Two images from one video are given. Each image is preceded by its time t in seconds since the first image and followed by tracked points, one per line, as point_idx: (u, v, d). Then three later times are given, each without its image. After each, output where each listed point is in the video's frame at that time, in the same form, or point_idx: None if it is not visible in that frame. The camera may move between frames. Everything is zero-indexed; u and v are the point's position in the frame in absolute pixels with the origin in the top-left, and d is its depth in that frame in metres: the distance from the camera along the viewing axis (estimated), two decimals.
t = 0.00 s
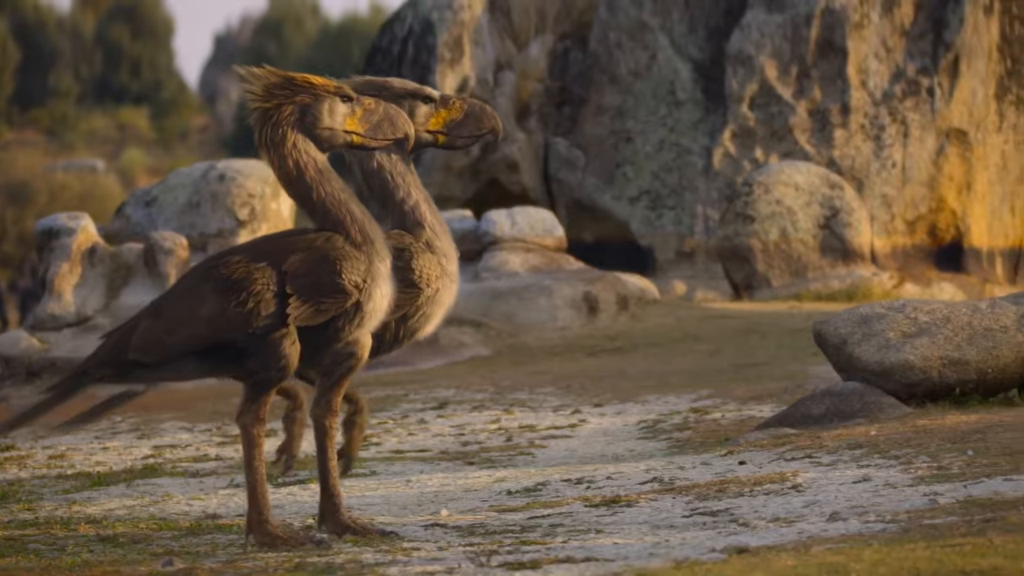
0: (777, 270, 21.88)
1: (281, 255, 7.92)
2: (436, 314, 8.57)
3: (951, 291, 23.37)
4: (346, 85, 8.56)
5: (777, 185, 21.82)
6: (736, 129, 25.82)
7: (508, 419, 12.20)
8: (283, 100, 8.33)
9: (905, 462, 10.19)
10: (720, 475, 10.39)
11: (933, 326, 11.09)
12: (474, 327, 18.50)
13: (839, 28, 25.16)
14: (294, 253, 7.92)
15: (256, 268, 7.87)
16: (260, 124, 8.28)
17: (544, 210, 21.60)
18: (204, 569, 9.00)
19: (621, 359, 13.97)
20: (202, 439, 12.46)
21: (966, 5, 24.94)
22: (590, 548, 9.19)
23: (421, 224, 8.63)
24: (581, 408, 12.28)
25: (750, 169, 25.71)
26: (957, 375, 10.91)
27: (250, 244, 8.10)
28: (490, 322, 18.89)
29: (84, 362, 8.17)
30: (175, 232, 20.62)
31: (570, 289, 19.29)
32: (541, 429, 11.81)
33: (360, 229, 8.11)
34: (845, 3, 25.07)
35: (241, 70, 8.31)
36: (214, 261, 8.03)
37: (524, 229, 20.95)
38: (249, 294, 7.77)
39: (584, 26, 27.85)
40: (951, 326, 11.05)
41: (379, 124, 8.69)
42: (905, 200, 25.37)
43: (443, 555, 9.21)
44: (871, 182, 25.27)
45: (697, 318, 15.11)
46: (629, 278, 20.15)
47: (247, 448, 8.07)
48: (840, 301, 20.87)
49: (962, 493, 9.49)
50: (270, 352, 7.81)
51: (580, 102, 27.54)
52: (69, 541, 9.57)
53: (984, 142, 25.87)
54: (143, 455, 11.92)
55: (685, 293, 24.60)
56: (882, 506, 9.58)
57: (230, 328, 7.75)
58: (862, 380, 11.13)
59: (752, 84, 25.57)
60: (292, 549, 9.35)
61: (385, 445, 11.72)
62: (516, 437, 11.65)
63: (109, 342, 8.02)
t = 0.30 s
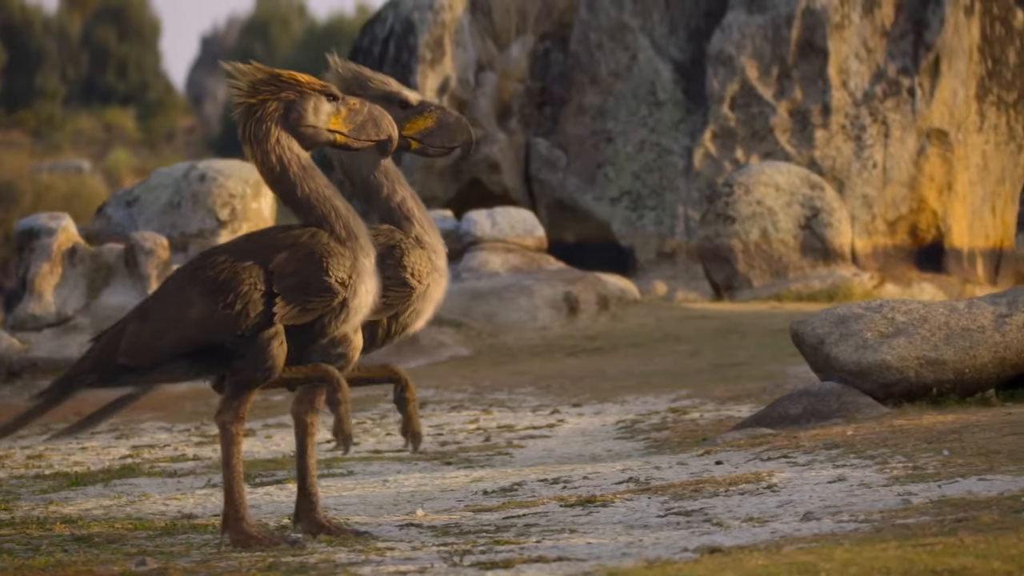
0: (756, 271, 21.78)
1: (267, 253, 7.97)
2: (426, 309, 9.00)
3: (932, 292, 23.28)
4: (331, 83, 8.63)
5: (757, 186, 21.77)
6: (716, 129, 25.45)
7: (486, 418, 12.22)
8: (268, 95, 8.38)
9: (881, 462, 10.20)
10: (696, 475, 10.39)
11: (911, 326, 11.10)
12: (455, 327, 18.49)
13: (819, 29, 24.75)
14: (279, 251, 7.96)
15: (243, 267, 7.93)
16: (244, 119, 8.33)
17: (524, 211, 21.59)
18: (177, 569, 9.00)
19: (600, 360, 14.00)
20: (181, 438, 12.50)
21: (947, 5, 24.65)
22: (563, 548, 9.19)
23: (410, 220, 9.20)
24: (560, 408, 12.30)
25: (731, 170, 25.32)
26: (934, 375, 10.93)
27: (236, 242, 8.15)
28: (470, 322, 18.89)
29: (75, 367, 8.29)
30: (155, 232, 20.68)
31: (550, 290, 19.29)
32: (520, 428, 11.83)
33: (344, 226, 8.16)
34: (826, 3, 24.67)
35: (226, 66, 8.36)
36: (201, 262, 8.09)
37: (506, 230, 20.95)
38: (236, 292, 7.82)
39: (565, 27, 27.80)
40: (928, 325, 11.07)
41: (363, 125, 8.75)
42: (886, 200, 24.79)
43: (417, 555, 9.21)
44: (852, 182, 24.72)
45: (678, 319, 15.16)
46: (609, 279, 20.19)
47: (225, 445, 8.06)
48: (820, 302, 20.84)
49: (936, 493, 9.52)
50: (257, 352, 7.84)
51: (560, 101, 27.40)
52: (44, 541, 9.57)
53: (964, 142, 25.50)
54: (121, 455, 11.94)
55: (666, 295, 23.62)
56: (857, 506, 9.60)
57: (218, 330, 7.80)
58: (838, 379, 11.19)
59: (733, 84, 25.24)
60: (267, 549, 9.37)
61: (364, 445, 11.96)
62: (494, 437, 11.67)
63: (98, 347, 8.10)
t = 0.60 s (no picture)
0: (737, 271, 21.72)
1: (261, 251, 7.98)
2: (419, 305, 8.87)
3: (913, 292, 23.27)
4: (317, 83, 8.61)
5: (737, 187, 21.78)
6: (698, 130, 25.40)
7: (465, 419, 12.21)
8: (255, 94, 8.36)
9: (856, 462, 10.21)
10: (672, 475, 10.40)
11: (888, 326, 11.14)
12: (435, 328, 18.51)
13: (800, 30, 24.88)
14: (273, 248, 7.97)
15: (237, 265, 7.93)
16: (229, 118, 8.31)
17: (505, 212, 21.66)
18: (150, 569, 8.97)
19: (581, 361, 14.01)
20: (160, 438, 12.57)
21: (928, 7, 24.88)
22: (536, 548, 9.16)
23: (399, 215, 8.94)
24: (539, 408, 12.31)
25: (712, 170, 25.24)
26: (911, 375, 10.94)
27: (229, 241, 8.15)
28: (451, 322, 18.91)
29: (74, 371, 8.35)
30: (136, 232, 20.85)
31: (531, 290, 19.32)
32: (499, 428, 11.83)
33: (337, 222, 8.17)
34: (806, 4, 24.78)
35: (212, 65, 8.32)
36: (195, 261, 8.10)
37: (486, 231, 21.01)
38: (231, 292, 7.83)
39: (546, 27, 27.87)
40: (906, 326, 11.10)
41: (348, 127, 8.77)
42: (868, 201, 24.93)
43: (390, 555, 9.21)
44: (833, 183, 24.84)
45: (658, 319, 15.23)
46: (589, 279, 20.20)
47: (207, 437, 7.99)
48: (800, 302, 20.80)
49: (909, 493, 9.53)
50: (251, 353, 7.87)
51: (542, 101, 27.27)
52: (18, 541, 9.56)
53: (945, 142, 25.73)
54: (99, 455, 11.97)
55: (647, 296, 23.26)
56: (831, 506, 9.59)
57: (213, 332, 7.84)
58: (816, 381, 11.19)
59: (714, 85, 25.27)
60: (242, 548, 9.38)
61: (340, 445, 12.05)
62: (473, 437, 11.66)
63: (96, 352, 8.17)
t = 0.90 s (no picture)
0: (717, 272, 21.62)
1: (292, 255, 8.02)
2: (441, 307, 8.74)
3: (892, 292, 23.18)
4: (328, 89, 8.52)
5: (717, 188, 21.73)
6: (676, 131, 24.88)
7: (441, 419, 12.23)
8: (263, 107, 8.35)
9: (830, 463, 10.22)
10: (645, 475, 10.39)
11: (863, 327, 11.15)
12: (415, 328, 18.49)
13: (779, 31, 24.54)
14: (304, 253, 8.02)
15: (273, 269, 7.96)
16: (242, 131, 8.34)
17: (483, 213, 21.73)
18: (121, 569, 8.96)
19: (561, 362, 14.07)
20: (136, 439, 12.60)
21: (907, 8, 24.76)
22: (506, 548, 9.13)
23: (418, 217, 8.78)
24: (515, 408, 12.33)
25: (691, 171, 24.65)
26: (885, 376, 10.98)
27: (265, 246, 8.18)
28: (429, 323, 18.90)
29: (104, 378, 8.18)
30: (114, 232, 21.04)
31: (509, 290, 19.18)
32: (473, 428, 11.87)
33: (365, 224, 8.17)
34: (785, 5, 24.50)
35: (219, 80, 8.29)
36: (230, 266, 8.10)
37: (464, 230, 21.06)
38: (265, 295, 7.86)
39: (525, 29, 27.47)
40: (881, 326, 11.11)
41: (364, 130, 8.65)
42: (847, 201, 24.62)
43: (361, 555, 9.19)
44: (812, 183, 24.48)
45: (636, 320, 15.29)
46: (569, 279, 20.15)
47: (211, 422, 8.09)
48: (779, 302, 20.70)
49: (880, 493, 9.54)
50: (281, 356, 7.90)
51: (520, 103, 26.83)
52: None
53: (924, 144, 25.53)
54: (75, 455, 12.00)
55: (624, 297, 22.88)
56: (803, 507, 9.58)
57: (246, 338, 7.84)
58: (789, 381, 11.20)
59: (693, 87, 24.70)
60: (215, 549, 9.38)
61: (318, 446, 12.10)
62: (448, 437, 11.67)
63: (129, 357, 8.05)
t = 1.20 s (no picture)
0: (699, 273, 21.69)
1: (322, 256, 8.10)
2: (469, 315, 8.72)
3: (875, 292, 23.07)
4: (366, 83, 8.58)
5: (699, 188, 21.70)
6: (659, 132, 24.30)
7: (422, 420, 12.26)
8: (304, 109, 8.45)
9: (808, 463, 10.23)
10: (624, 476, 10.41)
11: (842, 328, 11.15)
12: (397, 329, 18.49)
13: (762, 32, 24.02)
14: (332, 255, 8.11)
15: (306, 271, 8.03)
16: (287, 135, 8.47)
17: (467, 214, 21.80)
18: (97, 569, 8.94)
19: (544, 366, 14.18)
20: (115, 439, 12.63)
21: (889, 10, 24.36)
22: (483, 549, 9.13)
23: (448, 226, 8.79)
24: (496, 409, 12.36)
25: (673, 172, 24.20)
26: (865, 376, 10.98)
27: (299, 244, 8.26)
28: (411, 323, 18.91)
29: (130, 366, 8.42)
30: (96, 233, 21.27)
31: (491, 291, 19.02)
32: (454, 429, 11.91)
33: (396, 233, 8.29)
34: (767, 6, 23.96)
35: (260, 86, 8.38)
36: (261, 263, 8.19)
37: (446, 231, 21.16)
38: (294, 296, 7.95)
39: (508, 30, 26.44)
40: (860, 326, 11.12)
41: (406, 113, 8.73)
42: (828, 202, 24.20)
43: (338, 556, 9.19)
44: (794, 184, 24.03)
45: (619, 321, 15.44)
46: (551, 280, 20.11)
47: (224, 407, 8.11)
48: (761, 303, 20.69)
49: (857, 493, 9.55)
50: (303, 356, 8.01)
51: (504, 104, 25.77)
52: None
53: (906, 144, 25.00)
54: (54, 457, 12.01)
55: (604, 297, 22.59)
56: (779, 507, 9.57)
57: (273, 340, 7.95)
58: (770, 382, 11.23)
59: (675, 87, 24.20)
60: (193, 550, 9.40)
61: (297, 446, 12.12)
62: (428, 437, 11.70)
63: (156, 348, 8.26)
